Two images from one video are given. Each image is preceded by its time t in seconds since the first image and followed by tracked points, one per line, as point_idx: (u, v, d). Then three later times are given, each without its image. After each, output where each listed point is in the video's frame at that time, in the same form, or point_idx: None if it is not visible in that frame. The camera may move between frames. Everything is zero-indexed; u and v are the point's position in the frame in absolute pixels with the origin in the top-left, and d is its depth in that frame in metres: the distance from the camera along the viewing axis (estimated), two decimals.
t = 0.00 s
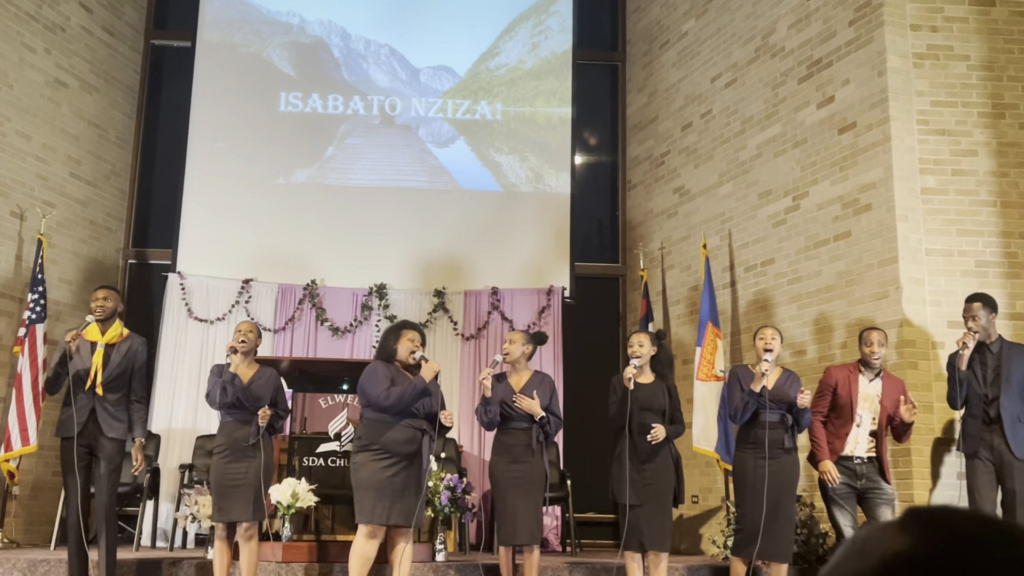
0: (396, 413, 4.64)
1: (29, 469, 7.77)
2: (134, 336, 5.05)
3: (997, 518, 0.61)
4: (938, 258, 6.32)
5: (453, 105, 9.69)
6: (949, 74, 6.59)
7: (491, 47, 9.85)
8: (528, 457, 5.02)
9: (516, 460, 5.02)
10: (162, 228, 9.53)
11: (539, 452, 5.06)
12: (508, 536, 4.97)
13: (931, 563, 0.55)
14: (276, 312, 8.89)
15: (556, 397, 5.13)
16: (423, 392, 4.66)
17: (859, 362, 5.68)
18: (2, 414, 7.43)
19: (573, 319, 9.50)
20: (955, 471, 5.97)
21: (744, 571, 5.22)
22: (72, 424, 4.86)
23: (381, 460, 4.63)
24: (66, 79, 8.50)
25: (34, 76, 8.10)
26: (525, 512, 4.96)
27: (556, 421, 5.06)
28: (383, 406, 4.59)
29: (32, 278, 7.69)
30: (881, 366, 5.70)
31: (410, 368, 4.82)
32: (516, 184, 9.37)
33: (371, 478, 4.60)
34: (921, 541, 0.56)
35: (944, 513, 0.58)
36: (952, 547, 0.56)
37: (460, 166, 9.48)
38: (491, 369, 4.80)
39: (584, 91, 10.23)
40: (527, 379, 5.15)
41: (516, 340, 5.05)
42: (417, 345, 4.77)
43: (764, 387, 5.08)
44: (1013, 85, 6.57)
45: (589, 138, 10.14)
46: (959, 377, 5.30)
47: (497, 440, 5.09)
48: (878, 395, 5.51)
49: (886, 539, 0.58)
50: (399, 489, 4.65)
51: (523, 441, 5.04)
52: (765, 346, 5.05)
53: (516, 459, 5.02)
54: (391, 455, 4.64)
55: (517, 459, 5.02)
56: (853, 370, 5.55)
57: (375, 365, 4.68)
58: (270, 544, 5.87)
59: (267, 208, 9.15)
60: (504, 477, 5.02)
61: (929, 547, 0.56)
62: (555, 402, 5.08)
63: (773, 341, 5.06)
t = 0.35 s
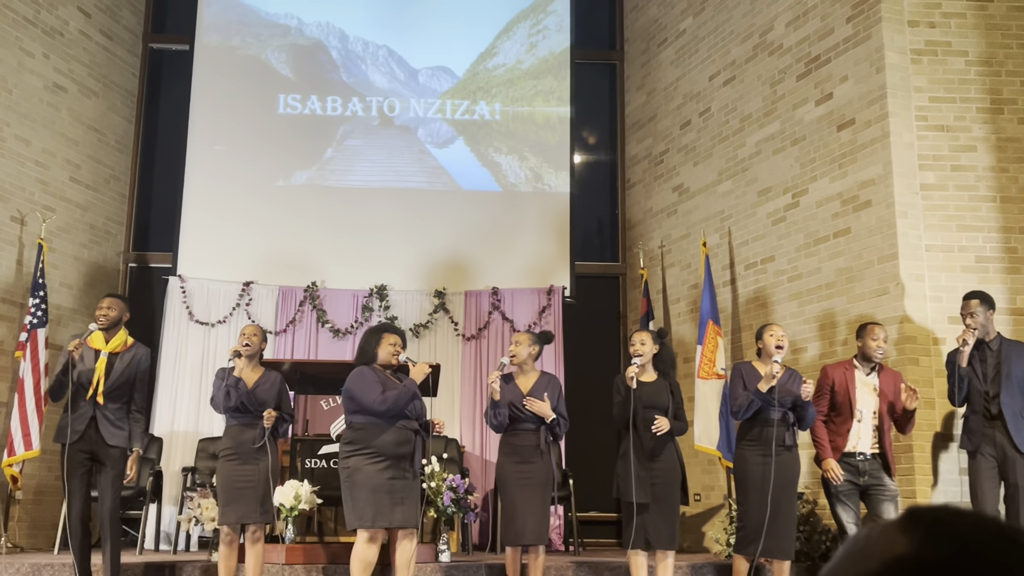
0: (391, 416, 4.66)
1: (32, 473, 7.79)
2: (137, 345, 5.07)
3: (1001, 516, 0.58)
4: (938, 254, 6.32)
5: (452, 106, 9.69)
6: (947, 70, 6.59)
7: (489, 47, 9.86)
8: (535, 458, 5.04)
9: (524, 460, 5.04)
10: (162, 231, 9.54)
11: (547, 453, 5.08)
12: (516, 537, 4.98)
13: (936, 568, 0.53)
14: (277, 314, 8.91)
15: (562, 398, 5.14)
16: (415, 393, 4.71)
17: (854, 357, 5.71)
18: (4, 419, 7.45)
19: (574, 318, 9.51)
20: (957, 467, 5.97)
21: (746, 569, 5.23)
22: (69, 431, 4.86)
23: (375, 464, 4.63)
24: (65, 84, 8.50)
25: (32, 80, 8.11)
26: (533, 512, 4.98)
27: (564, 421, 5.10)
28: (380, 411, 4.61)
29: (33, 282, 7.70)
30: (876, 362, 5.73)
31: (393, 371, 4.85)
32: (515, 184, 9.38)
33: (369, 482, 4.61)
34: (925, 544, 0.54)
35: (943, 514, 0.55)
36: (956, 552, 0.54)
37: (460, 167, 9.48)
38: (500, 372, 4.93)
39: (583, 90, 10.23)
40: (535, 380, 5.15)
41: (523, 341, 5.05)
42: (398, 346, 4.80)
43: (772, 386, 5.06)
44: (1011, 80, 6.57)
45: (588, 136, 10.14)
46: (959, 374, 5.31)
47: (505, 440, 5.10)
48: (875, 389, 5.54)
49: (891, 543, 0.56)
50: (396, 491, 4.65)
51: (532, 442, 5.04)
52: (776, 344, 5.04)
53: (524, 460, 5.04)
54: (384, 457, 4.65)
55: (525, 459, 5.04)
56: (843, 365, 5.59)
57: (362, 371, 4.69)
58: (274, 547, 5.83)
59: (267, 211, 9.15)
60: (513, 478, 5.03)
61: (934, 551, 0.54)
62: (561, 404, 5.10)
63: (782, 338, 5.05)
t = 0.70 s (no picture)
0: (389, 417, 4.67)
1: (37, 478, 7.80)
2: (138, 342, 5.07)
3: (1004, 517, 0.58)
4: (942, 252, 6.31)
5: (454, 107, 9.69)
6: (949, 67, 6.58)
7: (490, 48, 9.86)
8: (543, 458, 5.04)
9: (532, 462, 5.04)
10: (165, 235, 9.55)
11: (554, 453, 5.09)
12: (523, 537, 4.97)
13: (942, 566, 0.53)
14: (281, 316, 8.92)
15: (571, 398, 5.12)
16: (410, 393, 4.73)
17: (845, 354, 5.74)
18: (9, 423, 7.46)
19: (577, 318, 9.52)
20: (963, 464, 5.97)
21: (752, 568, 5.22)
22: (80, 435, 4.88)
23: (372, 465, 4.63)
24: (67, 88, 8.51)
25: (34, 85, 8.12)
26: (540, 512, 4.96)
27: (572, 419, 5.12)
28: (380, 411, 4.61)
29: (37, 287, 7.72)
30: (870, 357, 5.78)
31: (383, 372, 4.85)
32: (518, 185, 9.37)
33: (370, 482, 4.60)
34: (928, 544, 0.54)
35: (946, 514, 0.55)
36: (960, 552, 0.54)
37: (462, 168, 9.48)
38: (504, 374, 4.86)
39: (584, 90, 10.23)
40: (542, 380, 5.14)
41: (529, 343, 5.06)
42: (388, 345, 4.81)
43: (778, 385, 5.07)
44: (1014, 77, 6.56)
45: (591, 136, 10.14)
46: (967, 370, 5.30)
47: (512, 442, 5.11)
48: (872, 377, 5.60)
49: (896, 544, 0.56)
50: (394, 491, 4.68)
51: (539, 443, 5.06)
52: (773, 343, 5.03)
53: (532, 461, 5.04)
54: (381, 458, 4.65)
55: (533, 460, 5.04)
56: (833, 364, 5.62)
57: (356, 373, 4.68)
58: (280, 549, 5.88)
59: (269, 213, 9.16)
60: (520, 478, 5.03)
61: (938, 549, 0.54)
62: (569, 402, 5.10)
63: (781, 337, 5.03)
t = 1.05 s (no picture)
0: (386, 411, 4.66)
1: (40, 480, 7.80)
2: (140, 344, 5.07)
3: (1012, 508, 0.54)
4: (943, 249, 6.31)
5: (454, 107, 9.69)
6: (950, 64, 6.58)
7: (490, 48, 9.86)
8: (546, 458, 5.04)
9: (535, 461, 5.04)
10: (167, 236, 9.55)
11: (556, 453, 5.08)
12: (526, 537, 4.99)
13: (939, 563, 0.49)
14: (282, 317, 8.93)
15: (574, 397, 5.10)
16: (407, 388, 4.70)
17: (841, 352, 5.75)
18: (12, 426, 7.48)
19: (579, 318, 9.51)
20: (966, 462, 5.96)
21: (756, 566, 5.23)
22: (84, 436, 4.89)
23: (373, 461, 4.63)
24: (68, 90, 8.52)
25: (36, 87, 8.12)
26: (543, 513, 4.97)
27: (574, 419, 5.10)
28: (375, 404, 4.61)
29: (39, 288, 7.73)
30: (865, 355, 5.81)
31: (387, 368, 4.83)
32: (519, 184, 9.37)
33: (370, 480, 4.61)
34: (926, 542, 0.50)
35: (944, 512, 0.52)
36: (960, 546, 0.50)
37: (463, 168, 9.48)
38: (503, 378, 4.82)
39: (585, 89, 10.23)
40: (544, 379, 5.14)
41: (529, 343, 5.02)
42: (388, 341, 4.78)
43: (774, 382, 5.11)
44: (1015, 74, 6.56)
45: (592, 135, 10.13)
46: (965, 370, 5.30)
47: (513, 441, 5.12)
48: (872, 376, 5.60)
49: (897, 544, 0.51)
50: (394, 488, 4.67)
51: (541, 442, 5.06)
52: (772, 342, 5.02)
53: (534, 460, 5.04)
54: (382, 455, 4.64)
55: (535, 459, 5.04)
56: (834, 363, 5.61)
57: (358, 367, 4.70)
58: (285, 550, 5.89)
59: (270, 214, 9.16)
60: (523, 478, 5.03)
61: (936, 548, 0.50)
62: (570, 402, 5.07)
63: (779, 337, 5.02)
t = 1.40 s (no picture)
0: (394, 412, 4.65)
1: (47, 480, 7.82)
2: (145, 347, 5.09)
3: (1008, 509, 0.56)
4: (949, 247, 6.30)
5: (459, 106, 9.70)
6: (955, 61, 6.56)
7: (495, 47, 9.86)
8: (551, 458, 5.03)
9: (540, 461, 5.04)
10: (173, 237, 9.57)
11: (562, 452, 5.07)
12: (531, 536, 4.99)
13: (941, 562, 0.51)
14: (288, 317, 8.95)
15: (578, 396, 5.12)
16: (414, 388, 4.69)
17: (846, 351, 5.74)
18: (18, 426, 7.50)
19: (584, 317, 9.50)
20: (972, 460, 5.95)
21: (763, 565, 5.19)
22: (85, 439, 4.89)
23: (390, 461, 4.65)
24: (73, 91, 8.54)
25: (41, 88, 8.14)
26: (547, 512, 4.97)
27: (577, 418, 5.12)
28: (382, 406, 4.58)
29: (46, 289, 7.75)
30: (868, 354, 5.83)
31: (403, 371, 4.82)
32: (524, 183, 9.36)
33: (385, 480, 4.62)
34: (929, 538, 0.52)
35: (948, 510, 0.54)
36: (962, 545, 0.52)
37: (468, 168, 9.48)
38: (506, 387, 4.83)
39: (589, 88, 10.22)
40: (548, 378, 5.14)
41: (529, 344, 5.07)
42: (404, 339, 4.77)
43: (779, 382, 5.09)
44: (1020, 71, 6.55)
45: (596, 134, 10.12)
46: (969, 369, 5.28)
47: (521, 443, 5.10)
48: (877, 374, 5.61)
49: (898, 541, 0.54)
50: (410, 488, 4.68)
51: (546, 442, 5.05)
52: (779, 340, 5.04)
53: (539, 460, 5.03)
54: (398, 454, 4.66)
55: (540, 459, 5.03)
56: (840, 361, 5.59)
57: (371, 368, 4.72)
58: (291, 549, 5.89)
59: (275, 213, 9.17)
60: (529, 477, 5.04)
61: (937, 544, 0.52)
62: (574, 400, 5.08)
63: (785, 335, 5.05)
